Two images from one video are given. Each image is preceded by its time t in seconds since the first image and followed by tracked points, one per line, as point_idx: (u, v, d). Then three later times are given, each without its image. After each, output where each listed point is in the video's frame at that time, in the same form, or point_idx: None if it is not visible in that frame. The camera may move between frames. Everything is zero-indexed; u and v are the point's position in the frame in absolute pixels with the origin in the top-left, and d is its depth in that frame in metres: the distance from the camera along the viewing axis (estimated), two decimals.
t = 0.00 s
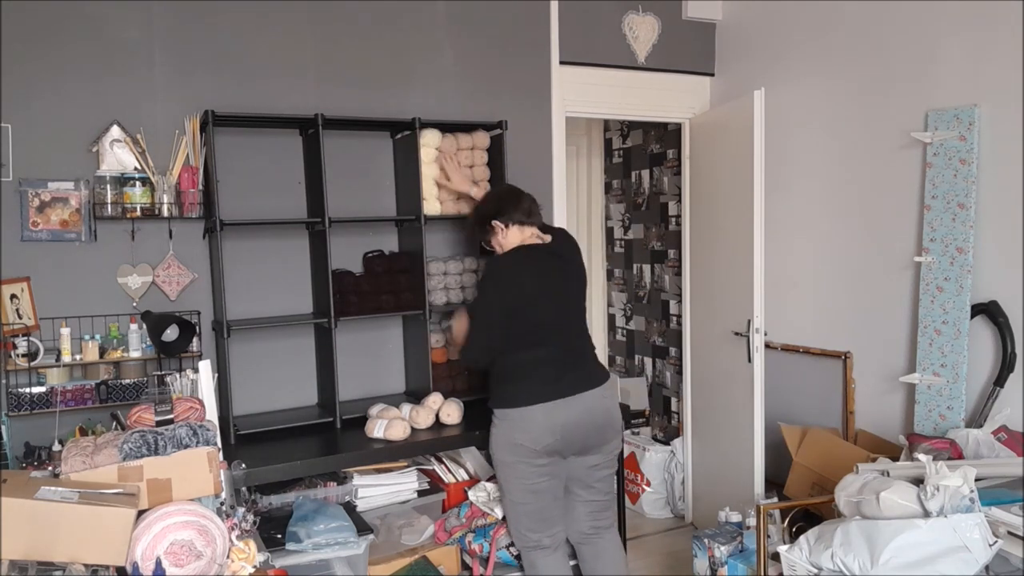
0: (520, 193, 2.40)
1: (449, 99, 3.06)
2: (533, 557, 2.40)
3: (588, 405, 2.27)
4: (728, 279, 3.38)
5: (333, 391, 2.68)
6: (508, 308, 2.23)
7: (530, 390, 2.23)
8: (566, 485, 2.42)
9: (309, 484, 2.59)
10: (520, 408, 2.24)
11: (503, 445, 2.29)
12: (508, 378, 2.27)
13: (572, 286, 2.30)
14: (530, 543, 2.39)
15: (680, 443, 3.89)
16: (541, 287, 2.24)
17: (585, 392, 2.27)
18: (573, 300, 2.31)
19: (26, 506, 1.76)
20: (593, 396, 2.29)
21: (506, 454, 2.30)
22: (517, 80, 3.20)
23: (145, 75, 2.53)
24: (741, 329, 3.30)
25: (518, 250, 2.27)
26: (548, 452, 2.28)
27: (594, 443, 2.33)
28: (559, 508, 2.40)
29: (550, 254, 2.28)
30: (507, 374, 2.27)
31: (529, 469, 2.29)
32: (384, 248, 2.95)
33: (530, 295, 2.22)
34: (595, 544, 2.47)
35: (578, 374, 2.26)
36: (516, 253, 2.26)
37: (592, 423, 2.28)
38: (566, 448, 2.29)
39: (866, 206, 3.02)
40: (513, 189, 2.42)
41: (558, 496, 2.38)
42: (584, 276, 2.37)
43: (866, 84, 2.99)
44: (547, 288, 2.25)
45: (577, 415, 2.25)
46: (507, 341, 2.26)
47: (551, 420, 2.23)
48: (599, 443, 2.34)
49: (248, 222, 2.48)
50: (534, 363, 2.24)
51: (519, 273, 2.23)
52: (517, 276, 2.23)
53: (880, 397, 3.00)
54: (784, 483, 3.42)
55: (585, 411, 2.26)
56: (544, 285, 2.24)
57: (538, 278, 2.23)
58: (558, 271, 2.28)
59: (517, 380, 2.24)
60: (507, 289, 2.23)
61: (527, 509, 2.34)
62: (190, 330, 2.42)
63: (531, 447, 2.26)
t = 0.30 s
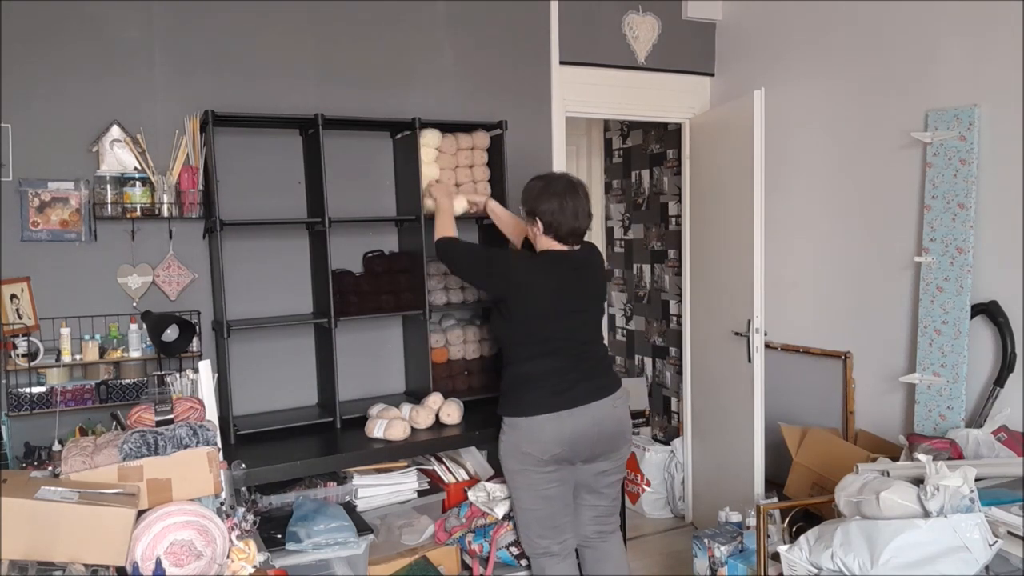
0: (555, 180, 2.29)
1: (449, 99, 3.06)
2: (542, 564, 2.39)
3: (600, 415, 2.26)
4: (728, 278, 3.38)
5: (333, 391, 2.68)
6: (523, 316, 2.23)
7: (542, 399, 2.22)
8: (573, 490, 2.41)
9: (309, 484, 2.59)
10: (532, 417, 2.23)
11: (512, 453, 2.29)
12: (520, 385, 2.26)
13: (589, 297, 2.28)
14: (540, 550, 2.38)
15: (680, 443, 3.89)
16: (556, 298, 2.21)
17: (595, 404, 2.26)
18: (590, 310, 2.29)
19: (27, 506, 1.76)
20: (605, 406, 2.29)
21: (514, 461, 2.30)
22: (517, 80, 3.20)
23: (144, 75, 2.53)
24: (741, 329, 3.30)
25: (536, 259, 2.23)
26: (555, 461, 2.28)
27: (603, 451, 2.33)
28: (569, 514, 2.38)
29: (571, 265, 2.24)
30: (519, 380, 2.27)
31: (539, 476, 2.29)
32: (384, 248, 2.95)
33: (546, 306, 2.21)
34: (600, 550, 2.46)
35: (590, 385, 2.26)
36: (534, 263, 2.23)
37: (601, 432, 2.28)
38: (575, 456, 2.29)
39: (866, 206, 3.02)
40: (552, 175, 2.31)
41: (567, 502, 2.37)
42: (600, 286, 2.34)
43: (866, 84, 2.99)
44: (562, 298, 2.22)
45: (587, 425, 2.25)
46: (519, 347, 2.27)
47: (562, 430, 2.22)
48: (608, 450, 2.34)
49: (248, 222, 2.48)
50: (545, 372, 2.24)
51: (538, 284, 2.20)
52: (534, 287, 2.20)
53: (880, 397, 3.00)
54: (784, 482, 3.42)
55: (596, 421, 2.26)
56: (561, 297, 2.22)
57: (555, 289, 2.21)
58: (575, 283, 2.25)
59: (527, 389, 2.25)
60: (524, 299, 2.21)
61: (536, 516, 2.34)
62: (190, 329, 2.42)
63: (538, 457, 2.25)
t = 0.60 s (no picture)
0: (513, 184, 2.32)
1: (449, 99, 3.06)
2: (543, 565, 2.40)
3: (599, 414, 2.27)
4: (728, 278, 3.38)
5: (333, 391, 2.68)
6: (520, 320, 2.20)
7: (541, 400, 2.22)
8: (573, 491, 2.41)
9: (309, 484, 2.59)
10: (531, 418, 2.23)
11: (512, 454, 2.30)
12: (518, 386, 2.26)
13: (586, 296, 2.27)
14: (540, 551, 2.38)
15: (680, 443, 3.89)
16: (553, 300, 2.20)
17: (595, 404, 2.26)
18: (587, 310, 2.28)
19: (27, 506, 1.76)
20: (604, 405, 2.29)
21: (516, 462, 2.30)
22: (517, 80, 3.20)
23: (144, 75, 2.53)
24: (741, 329, 3.30)
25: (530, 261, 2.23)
26: (556, 462, 2.28)
27: (604, 452, 2.33)
28: (570, 515, 2.39)
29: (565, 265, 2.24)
30: (518, 382, 2.26)
31: (539, 477, 2.29)
32: (384, 248, 2.95)
33: (541, 308, 2.20)
34: (600, 551, 2.47)
35: (590, 385, 2.26)
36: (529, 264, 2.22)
37: (601, 433, 2.28)
38: (575, 457, 2.29)
39: (866, 206, 3.02)
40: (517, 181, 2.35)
41: (568, 503, 2.37)
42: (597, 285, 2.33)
43: (866, 84, 2.99)
44: (559, 300, 2.21)
45: (586, 425, 2.25)
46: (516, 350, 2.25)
47: (561, 431, 2.23)
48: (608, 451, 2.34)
49: (248, 222, 2.48)
50: (544, 373, 2.23)
51: (535, 287, 2.19)
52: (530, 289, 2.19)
53: (880, 397, 3.00)
54: (784, 482, 3.42)
55: (595, 422, 2.26)
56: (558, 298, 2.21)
57: (551, 290, 2.20)
58: (571, 284, 2.24)
59: (527, 391, 2.24)
60: (519, 302, 2.18)
61: (536, 517, 2.34)
62: (190, 329, 2.42)
63: (539, 458, 2.26)
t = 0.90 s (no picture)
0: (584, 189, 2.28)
1: (449, 99, 3.06)
2: (552, 568, 2.41)
3: (616, 418, 2.25)
4: (727, 278, 3.38)
5: (333, 391, 2.68)
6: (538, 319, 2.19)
7: (558, 400, 2.21)
8: (591, 497, 2.40)
9: (309, 484, 2.59)
10: (547, 418, 2.23)
11: (526, 455, 2.30)
12: (536, 385, 2.26)
13: (607, 297, 2.24)
14: (551, 555, 2.39)
15: (680, 443, 3.88)
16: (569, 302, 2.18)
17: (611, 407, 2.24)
18: (608, 312, 2.24)
19: (27, 506, 1.76)
20: (622, 409, 2.27)
21: (531, 463, 2.30)
22: (517, 80, 3.20)
23: (144, 75, 2.53)
24: (741, 329, 3.30)
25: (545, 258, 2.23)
26: (572, 465, 2.27)
27: (621, 456, 2.32)
28: (582, 521, 2.39)
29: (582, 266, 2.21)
30: (535, 380, 2.26)
31: (553, 482, 2.29)
32: (384, 248, 2.95)
33: (560, 308, 2.17)
34: (617, 559, 2.46)
35: (607, 387, 2.24)
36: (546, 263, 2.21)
37: (619, 438, 2.27)
38: (591, 462, 2.28)
39: (866, 206, 3.02)
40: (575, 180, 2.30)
41: (581, 509, 2.37)
42: (619, 287, 2.29)
43: (866, 84, 2.99)
44: (575, 302, 2.18)
45: (603, 428, 2.24)
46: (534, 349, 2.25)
47: (577, 433, 2.22)
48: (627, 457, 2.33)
49: (248, 222, 2.48)
50: (560, 374, 2.22)
51: (551, 289, 2.17)
52: (547, 288, 2.17)
53: (880, 397, 3.00)
54: (784, 482, 3.42)
55: (613, 425, 2.24)
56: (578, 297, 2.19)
57: (570, 289, 2.18)
58: (589, 286, 2.21)
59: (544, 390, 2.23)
60: (536, 303, 2.17)
61: (549, 521, 2.34)
62: (190, 330, 2.42)
63: (555, 460, 2.25)
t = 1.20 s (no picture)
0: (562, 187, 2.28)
1: (449, 99, 3.06)
2: (554, 569, 2.40)
3: (615, 417, 2.25)
4: (728, 278, 3.38)
5: (333, 391, 2.68)
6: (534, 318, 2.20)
7: (557, 400, 2.22)
8: (592, 496, 2.40)
9: (309, 484, 2.59)
10: (547, 418, 2.23)
11: (526, 454, 2.29)
12: (535, 385, 2.26)
13: (603, 295, 2.26)
14: (551, 555, 2.38)
15: (680, 443, 3.88)
16: (569, 302, 2.19)
17: (612, 405, 2.25)
18: (606, 311, 2.26)
19: (26, 506, 1.75)
20: (622, 408, 2.27)
21: (530, 463, 2.30)
22: (517, 80, 3.20)
23: (144, 75, 2.53)
24: (741, 329, 3.30)
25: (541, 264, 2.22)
26: (572, 464, 2.27)
27: (620, 457, 2.32)
28: (583, 520, 2.39)
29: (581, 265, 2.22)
30: (535, 381, 2.26)
31: (555, 481, 2.28)
32: (384, 248, 2.95)
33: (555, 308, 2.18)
34: (618, 559, 2.46)
35: (608, 387, 2.24)
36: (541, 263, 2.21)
37: (619, 437, 2.27)
38: (591, 461, 2.29)
39: (866, 206, 3.02)
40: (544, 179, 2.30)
41: (583, 508, 2.36)
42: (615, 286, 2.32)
43: (866, 84, 2.99)
44: (574, 302, 2.19)
45: (603, 428, 2.24)
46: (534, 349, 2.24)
47: (576, 433, 2.22)
48: (630, 456, 2.34)
49: (248, 222, 2.48)
50: (561, 374, 2.22)
51: (551, 288, 2.17)
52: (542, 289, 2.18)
53: (880, 397, 3.00)
54: (784, 482, 3.42)
55: (613, 424, 2.25)
56: (573, 297, 2.19)
57: (566, 289, 2.19)
58: (588, 285, 2.22)
59: (545, 391, 2.23)
60: (536, 304, 2.17)
61: (551, 520, 2.34)
62: (190, 329, 2.41)
63: (554, 459, 2.25)
